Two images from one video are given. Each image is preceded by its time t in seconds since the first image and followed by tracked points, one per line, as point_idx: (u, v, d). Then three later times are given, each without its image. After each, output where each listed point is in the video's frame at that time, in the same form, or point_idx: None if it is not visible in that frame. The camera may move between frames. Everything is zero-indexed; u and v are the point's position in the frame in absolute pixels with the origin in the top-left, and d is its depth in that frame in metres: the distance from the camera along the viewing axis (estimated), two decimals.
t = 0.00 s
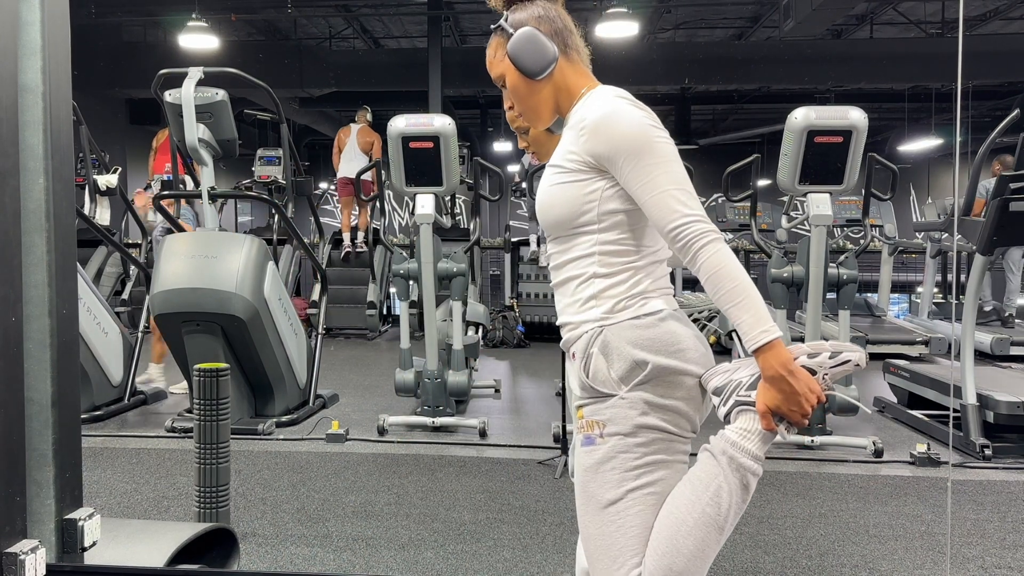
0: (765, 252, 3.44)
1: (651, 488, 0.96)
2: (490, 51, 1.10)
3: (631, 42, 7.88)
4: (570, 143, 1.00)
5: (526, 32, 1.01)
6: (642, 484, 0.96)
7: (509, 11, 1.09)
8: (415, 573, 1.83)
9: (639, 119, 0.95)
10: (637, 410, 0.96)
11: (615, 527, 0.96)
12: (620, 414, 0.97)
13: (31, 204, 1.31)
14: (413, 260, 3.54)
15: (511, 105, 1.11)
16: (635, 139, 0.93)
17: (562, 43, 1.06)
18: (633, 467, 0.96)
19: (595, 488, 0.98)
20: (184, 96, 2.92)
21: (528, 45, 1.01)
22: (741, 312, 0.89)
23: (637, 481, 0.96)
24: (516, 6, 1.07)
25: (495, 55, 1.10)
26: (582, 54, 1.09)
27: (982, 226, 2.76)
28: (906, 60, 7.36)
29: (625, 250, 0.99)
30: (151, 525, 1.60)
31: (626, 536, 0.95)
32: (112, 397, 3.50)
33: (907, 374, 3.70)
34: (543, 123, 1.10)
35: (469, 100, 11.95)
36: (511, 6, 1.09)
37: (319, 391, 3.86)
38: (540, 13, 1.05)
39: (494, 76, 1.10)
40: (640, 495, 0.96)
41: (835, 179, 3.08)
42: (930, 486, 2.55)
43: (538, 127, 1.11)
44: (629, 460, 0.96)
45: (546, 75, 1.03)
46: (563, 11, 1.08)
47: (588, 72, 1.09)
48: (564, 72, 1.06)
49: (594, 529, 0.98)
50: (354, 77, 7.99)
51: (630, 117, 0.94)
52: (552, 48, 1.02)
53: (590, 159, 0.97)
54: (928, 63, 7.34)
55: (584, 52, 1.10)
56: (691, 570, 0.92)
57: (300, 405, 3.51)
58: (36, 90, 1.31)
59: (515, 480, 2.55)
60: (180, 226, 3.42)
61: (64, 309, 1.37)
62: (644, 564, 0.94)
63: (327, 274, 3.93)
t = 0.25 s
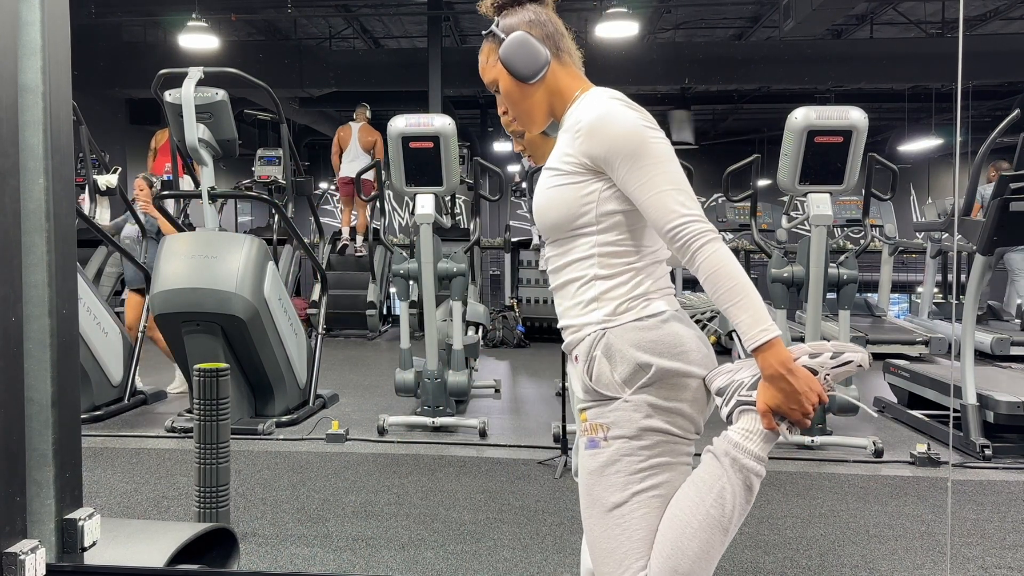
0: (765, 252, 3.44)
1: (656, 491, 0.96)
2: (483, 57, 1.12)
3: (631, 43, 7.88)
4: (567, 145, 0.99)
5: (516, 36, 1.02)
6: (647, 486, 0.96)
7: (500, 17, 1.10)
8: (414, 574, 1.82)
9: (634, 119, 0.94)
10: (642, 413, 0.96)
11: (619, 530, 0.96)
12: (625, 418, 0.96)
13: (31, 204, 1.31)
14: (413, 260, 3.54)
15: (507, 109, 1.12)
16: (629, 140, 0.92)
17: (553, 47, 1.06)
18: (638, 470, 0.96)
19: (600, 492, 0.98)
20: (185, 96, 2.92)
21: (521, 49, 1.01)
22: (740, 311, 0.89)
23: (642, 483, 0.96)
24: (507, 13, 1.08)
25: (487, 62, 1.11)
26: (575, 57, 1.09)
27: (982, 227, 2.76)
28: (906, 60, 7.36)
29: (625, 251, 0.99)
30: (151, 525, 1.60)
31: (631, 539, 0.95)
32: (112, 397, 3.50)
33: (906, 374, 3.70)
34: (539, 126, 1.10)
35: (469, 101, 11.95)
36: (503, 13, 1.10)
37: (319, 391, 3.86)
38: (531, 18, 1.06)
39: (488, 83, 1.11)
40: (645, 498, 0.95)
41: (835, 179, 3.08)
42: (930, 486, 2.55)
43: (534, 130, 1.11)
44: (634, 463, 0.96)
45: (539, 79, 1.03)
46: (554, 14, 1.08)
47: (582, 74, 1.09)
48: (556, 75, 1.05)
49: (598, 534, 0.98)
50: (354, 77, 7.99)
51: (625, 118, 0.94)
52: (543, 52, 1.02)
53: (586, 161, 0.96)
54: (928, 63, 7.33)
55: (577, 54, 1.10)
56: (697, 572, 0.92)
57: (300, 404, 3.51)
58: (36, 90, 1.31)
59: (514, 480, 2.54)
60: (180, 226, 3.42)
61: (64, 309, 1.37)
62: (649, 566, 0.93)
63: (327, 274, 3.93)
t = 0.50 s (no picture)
0: (765, 252, 3.44)
1: (667, 491, 0.96)
2: (468, 67, 1.12)
3: (631, 43, 7.88)
4: (556, 149, 1.00)
5: (501, 45, 1.02)
6: (658, 487, 0.96)
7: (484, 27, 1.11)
8: (413, 574, 1.82)
9: (620, 119, 0.95)
10: (649, 414, 0.96)
11: (635, 533, 0.96)
12: (632, 419, 0.96)
13: (31, 203, 1.31)
14: (413, 260, 3.54)
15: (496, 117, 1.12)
16: (617, 140, 0.93)
17: (539, 52, 1.06)
18: (648, 472, 0.96)
19: (613, 496, 0.98)
20: (185, 96, 2.92)
21: (507, 58, 1.01)
22: (740, 304, 0.90)
23: (653, 485, 0.96)
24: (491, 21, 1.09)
25: (473, 71, 1.11)
26: (561, 61, 1.10)
27: (982, 226, 2.76)
28: (907, 60, 7.36)
29: (620, 251, 0.99)
30: (151, 525, 1.60)
31: (648, 541, 0.95)
32: (112, 397, 3.50)
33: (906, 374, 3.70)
34: (528, 132, 1.10)
35: (469, 100, 11.95)
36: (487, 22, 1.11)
37: (319, 391, 3.86)
38: (516, 26, 1.06)
39: (475, 92, 1.11)
40: (657, 499, 0.95)
41: (835, 179, 3.08)
42: (930, 486, 2.55)
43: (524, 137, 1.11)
44: (644, 465, 0.96)
45: (526, 86, 1.04)
46: (538, 21, 1.09)
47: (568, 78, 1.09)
48: (542, 80, 1.06)
49: (614, 539, 0.98)
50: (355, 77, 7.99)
51: (611, 118, 0.94)
52: (528, 58, 1.03)
53: (576, 164, 0.97)
54: (929, 63, 7.32)
55: (562, 59, 1.10)
56: (715, 569, 0.92)
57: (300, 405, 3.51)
58: (36, 90, 1.31)
59: (514, 480, 2.54)
60: (180, 225, 3.42)
61: (64, 309, 1.37)
62: (667, 567, 0.94)
63: (327, 274, 3.93)
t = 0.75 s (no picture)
0: (765, 252, 3.44)
1: (679, 489, 0.96)
2: (454, 81, 1.12)
3: (631, 43, 7.88)
4: (545, 154, 1.00)
5: (484, 56, 1.02)
6: (670, 485, 0.95)
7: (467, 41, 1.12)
8: (413, 574, 1.82)
9: (607, 120, 0.95)
10: (656, 413, 0.95)
11: (650, 533, 0.96)
12: (639, 419, 0.96)
13: (31, 203, 1.31)
14: (413, 260, 3.54)
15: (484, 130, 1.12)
16: (606, 141, 0.93)
17: (523, 62, 1.06)
18: (659, 471, 0.95)
19: (625, 498, 0.97)
20: (185, 96, 2.92)
21: (491, 67, 1.02)
22: (739, 296, 0.89)
23: (665, 484, 0.95)
24: (473, 34, 1.10)
25: (459, 84, 1.11)
26: (545, 70, 1.10)
27: (982, 226, 2.76)
28: (907, 60, 7.35)
29: (616, 251, 0.99)
30: (151, 525, 1.60)
31: (663, 541, 0.95)
32: (112, 397, 3.50)
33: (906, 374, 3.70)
34: (517, 141, 1.09)
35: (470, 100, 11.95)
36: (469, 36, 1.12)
37: (319, 391, 3.86)
38: (498, 37, 1.07)
39: (462, 104, 1.11)
40: (670, 498, 0.95)
41: (835, 179, 3.08)
42: (930, 486, 2.55)
43: (513, 146, 1.11)
44: (655, 464, 0.96)
45: (513, 94, 1.04)
46: (519, 31, 1.10)
47: (554, 86, 1.09)
48: (527, 89, 1.06)
49: (629, 541, 0.98)
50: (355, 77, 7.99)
51: (598, 120, 0.95)
52: (512, 67, 1.03)
53: (567, 168, 0.97)
54: (929, 63, 7.32)
55: (547, 68, 1.11)
56: (732, 565, 0.92)
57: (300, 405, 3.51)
58: (36, 90, 1.31)
59: (514, 481, 2.54)
60: (180, 225, 3.42)
61: (64, 309, 1.36)
62: (685, 565, 0.94)
63: (327, 274, 3.92)
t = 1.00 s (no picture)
0: (765, 252, 3.44)
1: (692, 486, 0.95)
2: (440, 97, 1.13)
3: (631, 43, 7.88)
4: (538, 161, 1.00)
5: (469, 70, 1.03)
6: (683, 481, 0.95)
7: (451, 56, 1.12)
8: (412, 575, 1.82)
9: (597, 123, 0.95)
10: (665, 411, 0.95)
11: (667, 531, 0.95)
12: (649, 418, 0.95)
13: (31, 203, 1.31)
14: (413, 260, 3.54)
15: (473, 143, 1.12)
16: (597, 144, 0.93)
17: (508, 73, 1.07)
18: (671, 469, 0.95)
19: (638, 498, 0.96)
20: (184, 96, 2.92)
21: (476, 80, 1.02)
22: (740, 288, 0.90)
23: (678, 481, 0.95)
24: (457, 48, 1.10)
25: (445, 100, 1.12)
26: (530, 80, 1.10)
27: (982, 226, 2.76)
28: (907, 60, 7.35)
29: (615, 251, 0.99)
30: (151, 525, 1.60)
31: (680, 539, 0.94)
32: (112, 397, 3.50)
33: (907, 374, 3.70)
34: (507, 152, 1.10)
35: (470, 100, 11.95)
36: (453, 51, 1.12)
37: (319, 392, 3.86)
38: (481, 51, 1.08)
39: (450, 119, 1.11)
40: (684, 496, 0.94)
41: (835, 179, 3.08)
42: (930, 486, 2.55)
43: (503, 157, 1.11)
44: (666, 461, 0.95)
45: (499, 105, 1.04)
46: (501, 43, 1.11)
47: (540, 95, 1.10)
48: (513, 100, 1.06)
49: (646, 543, 0.96)
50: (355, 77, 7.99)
51: (588, 122, 0.95)
52: (497, 80, 1.03)
53: (560, 172, 0.97)
54: (929, 62, 7.31)
55: (532, 78, 1.11)
56: (751, 559, 0.91)
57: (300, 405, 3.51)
58: (35, 89, 1.31)
59: (514, 481, 2.54)
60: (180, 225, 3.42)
61: (64, 309, 1.36)
62: (704, 563, 0.92)
63: (327, 274, 3.92)
